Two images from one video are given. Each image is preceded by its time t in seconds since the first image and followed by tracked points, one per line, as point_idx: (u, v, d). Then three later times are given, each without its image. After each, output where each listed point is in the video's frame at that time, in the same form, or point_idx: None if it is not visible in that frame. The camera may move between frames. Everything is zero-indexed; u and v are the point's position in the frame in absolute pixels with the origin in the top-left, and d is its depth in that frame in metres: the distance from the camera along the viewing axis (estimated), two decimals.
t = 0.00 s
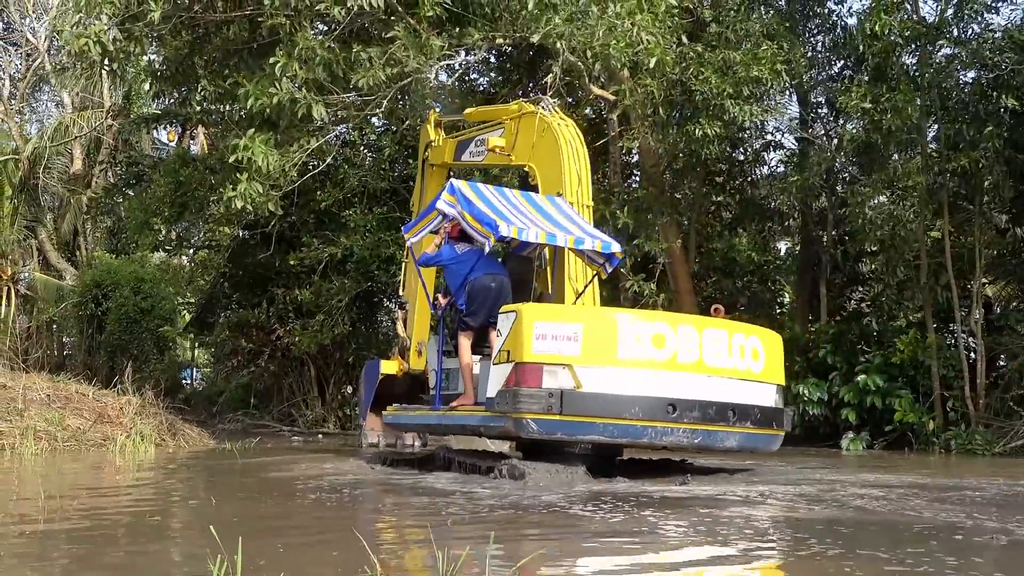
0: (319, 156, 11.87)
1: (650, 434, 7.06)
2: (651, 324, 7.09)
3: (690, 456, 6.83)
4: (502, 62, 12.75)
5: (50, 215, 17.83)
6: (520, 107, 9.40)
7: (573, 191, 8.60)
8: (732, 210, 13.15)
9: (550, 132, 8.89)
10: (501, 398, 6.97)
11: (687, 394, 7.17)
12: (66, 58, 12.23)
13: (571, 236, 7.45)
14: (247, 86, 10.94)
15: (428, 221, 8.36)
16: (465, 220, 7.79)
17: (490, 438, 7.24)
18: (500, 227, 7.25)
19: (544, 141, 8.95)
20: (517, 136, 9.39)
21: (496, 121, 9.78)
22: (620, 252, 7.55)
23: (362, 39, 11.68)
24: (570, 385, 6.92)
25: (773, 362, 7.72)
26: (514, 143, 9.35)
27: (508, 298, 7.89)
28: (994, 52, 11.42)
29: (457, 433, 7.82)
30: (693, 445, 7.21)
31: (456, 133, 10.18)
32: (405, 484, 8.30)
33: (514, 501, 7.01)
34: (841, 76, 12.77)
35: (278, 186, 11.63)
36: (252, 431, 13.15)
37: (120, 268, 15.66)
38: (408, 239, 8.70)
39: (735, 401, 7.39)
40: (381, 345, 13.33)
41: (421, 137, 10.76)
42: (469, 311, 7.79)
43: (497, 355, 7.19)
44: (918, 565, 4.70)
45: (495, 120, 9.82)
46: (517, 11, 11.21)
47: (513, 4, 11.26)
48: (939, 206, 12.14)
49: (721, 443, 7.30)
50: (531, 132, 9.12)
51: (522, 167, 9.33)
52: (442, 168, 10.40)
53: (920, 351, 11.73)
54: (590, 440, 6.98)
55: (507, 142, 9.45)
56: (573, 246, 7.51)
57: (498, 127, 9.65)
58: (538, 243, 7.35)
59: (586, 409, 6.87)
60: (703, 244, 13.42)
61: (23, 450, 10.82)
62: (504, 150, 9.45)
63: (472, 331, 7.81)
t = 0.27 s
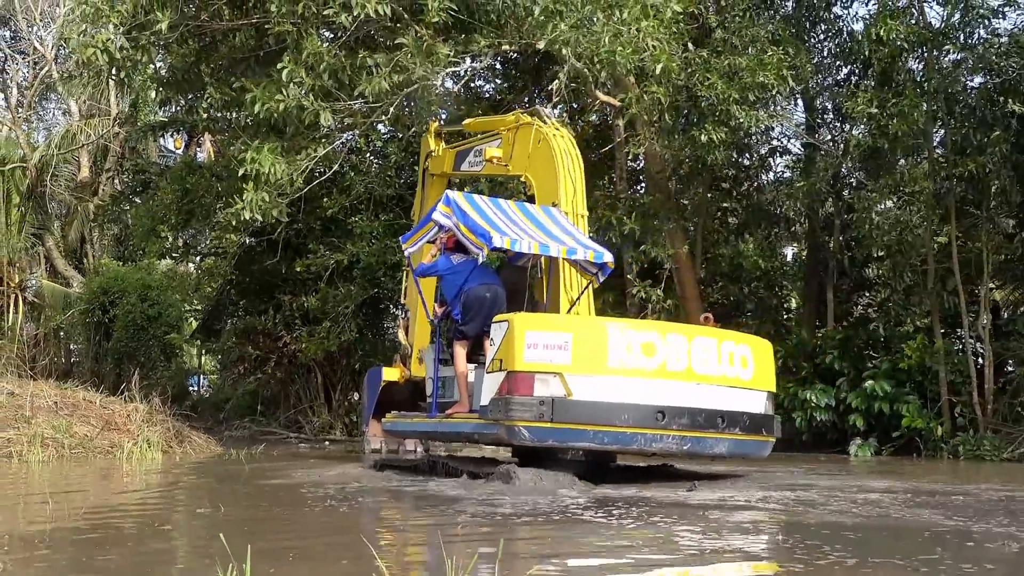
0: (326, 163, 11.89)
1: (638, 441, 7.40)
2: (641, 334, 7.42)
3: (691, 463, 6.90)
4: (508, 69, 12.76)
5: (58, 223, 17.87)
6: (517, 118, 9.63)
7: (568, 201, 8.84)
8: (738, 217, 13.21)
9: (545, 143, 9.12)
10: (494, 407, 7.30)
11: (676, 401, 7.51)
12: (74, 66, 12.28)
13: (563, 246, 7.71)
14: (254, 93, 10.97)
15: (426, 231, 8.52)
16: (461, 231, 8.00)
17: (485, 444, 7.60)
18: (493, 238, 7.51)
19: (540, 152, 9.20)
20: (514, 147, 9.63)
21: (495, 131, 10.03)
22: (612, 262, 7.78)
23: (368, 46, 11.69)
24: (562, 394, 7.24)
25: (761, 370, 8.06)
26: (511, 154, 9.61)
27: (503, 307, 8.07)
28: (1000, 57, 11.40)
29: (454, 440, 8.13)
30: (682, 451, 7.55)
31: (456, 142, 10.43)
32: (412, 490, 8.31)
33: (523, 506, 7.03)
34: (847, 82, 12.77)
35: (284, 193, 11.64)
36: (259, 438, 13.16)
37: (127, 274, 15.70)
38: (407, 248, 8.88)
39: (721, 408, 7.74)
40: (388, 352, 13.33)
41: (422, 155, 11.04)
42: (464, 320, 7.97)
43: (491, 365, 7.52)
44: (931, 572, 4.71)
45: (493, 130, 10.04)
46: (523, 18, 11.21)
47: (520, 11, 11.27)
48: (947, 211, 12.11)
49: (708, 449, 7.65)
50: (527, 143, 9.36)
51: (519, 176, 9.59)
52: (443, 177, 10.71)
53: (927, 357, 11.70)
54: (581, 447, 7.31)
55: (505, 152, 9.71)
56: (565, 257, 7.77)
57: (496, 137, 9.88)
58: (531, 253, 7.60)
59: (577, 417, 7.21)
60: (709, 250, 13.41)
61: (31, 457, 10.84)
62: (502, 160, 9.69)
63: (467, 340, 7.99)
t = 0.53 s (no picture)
0: (332, 169, 11.91)
1: (630, 447, 7.48)
2: (633, 342, 7.51)
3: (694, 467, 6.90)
4: (514, 75, 12.78)
5: (64, 228, 17.88)
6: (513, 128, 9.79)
7: (564, 209, 8.96)
8: (744, 221, 12.98)
9: (542, 152, 9.22)
10: (488, 414, 7.38)
11: (667, 408, 7.59)
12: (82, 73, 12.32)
13: (557, 255, 7.82)
14: (260, 100, 11.01)
15: (423, 241, 8.65)
16: (457, 241, 8.12)
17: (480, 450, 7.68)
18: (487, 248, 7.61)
19: (536, 160, 9.34)
20: (511, 156, 9.78)
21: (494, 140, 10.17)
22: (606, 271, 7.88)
23: (374, 53, 11.70)
24: (554, 401, 7.35)
25: (754, 377, 8.12)
26: (509, 163, 9.73)
27: (499, 315, 8.19)
28: (1007, 61, 11.38)
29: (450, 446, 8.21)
30: (674, 457, 7.62)
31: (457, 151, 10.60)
32: (418, 496, 8.30)
33: (528, 511, 7.03)
34: (853, 87, 12.77)
35: (290, 199, 11.65)
36: (266, 444, 13.17)
37: (134, 281, 15.74)
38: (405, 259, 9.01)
39: (714, 415, 7.80)
40: (394, 357, 13.34)
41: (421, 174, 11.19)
42: (461, 328, 8.08)
43: (485, 372, 7.61)
44: None
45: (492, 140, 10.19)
46: (529, 24, 11.23)
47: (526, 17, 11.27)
48: (954, 216, 12.08)
49: (701, 455, 7.71)
50: (523, 152, 9.51)
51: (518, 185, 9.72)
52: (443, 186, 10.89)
53: (934, 363, 11.67)
54: (573, 453, 7.39)
55: (503, 161, 9.83)
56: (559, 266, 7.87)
57: (494, 147, 10.04)
58: (525, 262, 7.71)
59: (569, 424, 7.28)
60: (716, 255, 13.40)
61: (38, 462, 10.86)
62: (500, 169, 9.85)
63: (465, 348, 8.09)
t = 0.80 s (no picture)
0: (338, 173, 11.91)
1: (620, 451, 7.54)
2: (622, 347, 7.56)
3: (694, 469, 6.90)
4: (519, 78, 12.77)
5: (70, 233, 17.89)
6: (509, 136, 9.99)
7: (559, 216, 9.16)
8: (749, 225, 12.83)
9: (538, 161, 9.39)
10: (480, 418, 7.46)
11: (656, 412, 7.65)
12: (88, 79, 12.35)
13: (550, 262, 7.96)
14: (266, 105, 11.03)
15: (419, 248, 8.71)
16: (451, 249, 8.18)
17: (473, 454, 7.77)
18: (481, 256, 7.71)
19: (532, 168, 9.54)
20: (507, 164, 9.98)
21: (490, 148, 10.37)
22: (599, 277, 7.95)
23: (380, 57, 11.69)
24: (545, 406, 7.40)
25: (743, 381, 8.17)
26: (505, 171, 9.93)
27: (492, 322, 8.27)
28: (1014, 64, 11.35)
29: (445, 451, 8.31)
30: (663, 461, 7.68)
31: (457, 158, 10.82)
32: (423, 500, 8.29)
33: (532, 516, 7.02)
34: (859, 91, 12.76)
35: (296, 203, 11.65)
36: (271, 448, 13.16)
37: (140, 285, 15.76)
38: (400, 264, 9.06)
39: (703, 419, 7.86)
40: (399, 361, 13.32)
41: (423, 182, 11.30)
42: (455, 335, 8.17)
43: (478, 377, 7.69)
44: None
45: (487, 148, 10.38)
46: (534, 28, 11.18)
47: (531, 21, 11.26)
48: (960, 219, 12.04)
49: (690, 458, 7.77)
50: (519, 160, 9.71)
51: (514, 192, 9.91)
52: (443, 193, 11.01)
53: (941, 366, 11.62)
54: (564, 457, 7.45)
55: (499, 168, 10.04)
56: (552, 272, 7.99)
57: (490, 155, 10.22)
58: (518, 269, 7.85)
59: (559, 428, 7.35)
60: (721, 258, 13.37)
61: (43, 467, 10.87)
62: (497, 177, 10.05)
63: (459, 355, 8.20)
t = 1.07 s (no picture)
0: (340, 176, 11.92)
1: (608, 455, 7.68)
2: (611, 352, 7.66)
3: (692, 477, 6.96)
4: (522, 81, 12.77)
5: (74, 236, 17.91)
6: (507, 143, 10.10)
7: (552, 222, 9.27)
8: (752, 228, 12.81)
9: (533, 168, 9.51)
10: (472, 423, 7.63)
11: (644, 415, 7.77)
12: (91, 83, 12.38)
13: (540, 268, 8.18)
14: (268, 108, 11.04)
15: (414, 256, 9.03)
16: (445, 257, 8.49)
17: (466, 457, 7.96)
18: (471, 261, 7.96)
19: (527, 175, 9.65)
20: (504, 171, 10.09)
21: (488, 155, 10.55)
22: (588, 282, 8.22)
23: (382, 60, 11.69)
24: (535, 410, 7.55)
25: (731, 384, 8.28)
26: (500, 178, 10.11)
27: (485, 326, 8.55)
28: (1017, 67, 11.31)
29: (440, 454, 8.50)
30: (651, 463, 7.82)
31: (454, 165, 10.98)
32: (425, 502, 8.30)
33: (534, 518, 7.03)
34: (861, 93, 12.76)
35: (298, 206, 11.66)
36: (274, 450, 13.17)
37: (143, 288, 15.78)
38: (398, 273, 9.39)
39: (691, 422, 7.97)
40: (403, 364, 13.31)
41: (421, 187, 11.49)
42: (448, 340, 8.45)
43: (470, 382, 7.87)
44: None
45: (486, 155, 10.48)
46: (537, 31, 11.14)
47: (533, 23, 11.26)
48: (963, 221, 12.01)
49: (678, 461, 7.90)
50: (515, 167, 9.82)
51: (510, 199, 10.08)
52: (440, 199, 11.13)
53: (944, 368, 11.58)
54: (553, 460, 7.59)
55: (495, 175, 10.22)
56: (543, 278, 8.23)
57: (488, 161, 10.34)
58: (509, 275, 8.07)
59: (549, 432, 7.50)
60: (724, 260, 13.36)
61: (47, 469, 10.89)
62: (494, 184, 10.16)
63: (452, 359, 8.43)
